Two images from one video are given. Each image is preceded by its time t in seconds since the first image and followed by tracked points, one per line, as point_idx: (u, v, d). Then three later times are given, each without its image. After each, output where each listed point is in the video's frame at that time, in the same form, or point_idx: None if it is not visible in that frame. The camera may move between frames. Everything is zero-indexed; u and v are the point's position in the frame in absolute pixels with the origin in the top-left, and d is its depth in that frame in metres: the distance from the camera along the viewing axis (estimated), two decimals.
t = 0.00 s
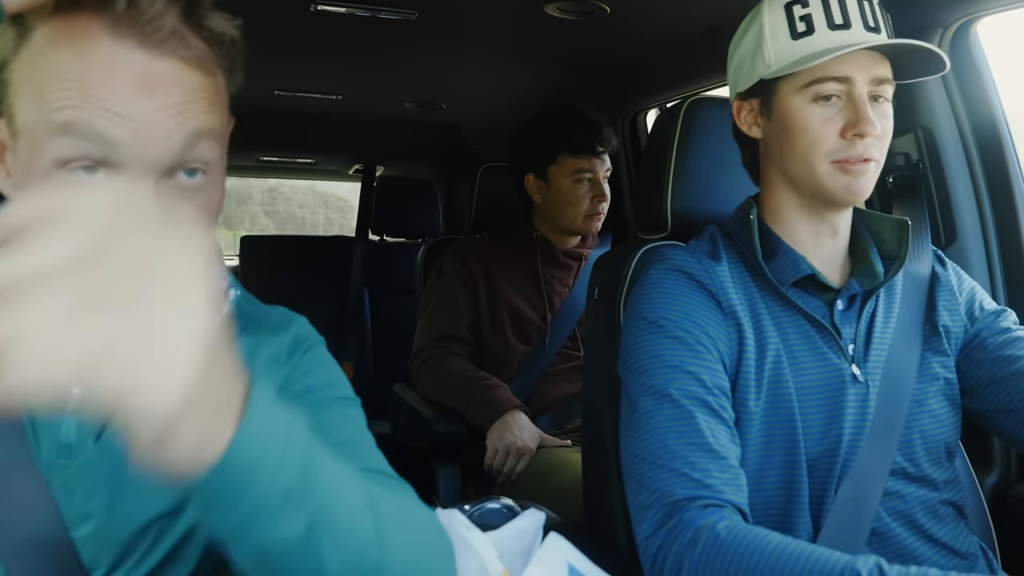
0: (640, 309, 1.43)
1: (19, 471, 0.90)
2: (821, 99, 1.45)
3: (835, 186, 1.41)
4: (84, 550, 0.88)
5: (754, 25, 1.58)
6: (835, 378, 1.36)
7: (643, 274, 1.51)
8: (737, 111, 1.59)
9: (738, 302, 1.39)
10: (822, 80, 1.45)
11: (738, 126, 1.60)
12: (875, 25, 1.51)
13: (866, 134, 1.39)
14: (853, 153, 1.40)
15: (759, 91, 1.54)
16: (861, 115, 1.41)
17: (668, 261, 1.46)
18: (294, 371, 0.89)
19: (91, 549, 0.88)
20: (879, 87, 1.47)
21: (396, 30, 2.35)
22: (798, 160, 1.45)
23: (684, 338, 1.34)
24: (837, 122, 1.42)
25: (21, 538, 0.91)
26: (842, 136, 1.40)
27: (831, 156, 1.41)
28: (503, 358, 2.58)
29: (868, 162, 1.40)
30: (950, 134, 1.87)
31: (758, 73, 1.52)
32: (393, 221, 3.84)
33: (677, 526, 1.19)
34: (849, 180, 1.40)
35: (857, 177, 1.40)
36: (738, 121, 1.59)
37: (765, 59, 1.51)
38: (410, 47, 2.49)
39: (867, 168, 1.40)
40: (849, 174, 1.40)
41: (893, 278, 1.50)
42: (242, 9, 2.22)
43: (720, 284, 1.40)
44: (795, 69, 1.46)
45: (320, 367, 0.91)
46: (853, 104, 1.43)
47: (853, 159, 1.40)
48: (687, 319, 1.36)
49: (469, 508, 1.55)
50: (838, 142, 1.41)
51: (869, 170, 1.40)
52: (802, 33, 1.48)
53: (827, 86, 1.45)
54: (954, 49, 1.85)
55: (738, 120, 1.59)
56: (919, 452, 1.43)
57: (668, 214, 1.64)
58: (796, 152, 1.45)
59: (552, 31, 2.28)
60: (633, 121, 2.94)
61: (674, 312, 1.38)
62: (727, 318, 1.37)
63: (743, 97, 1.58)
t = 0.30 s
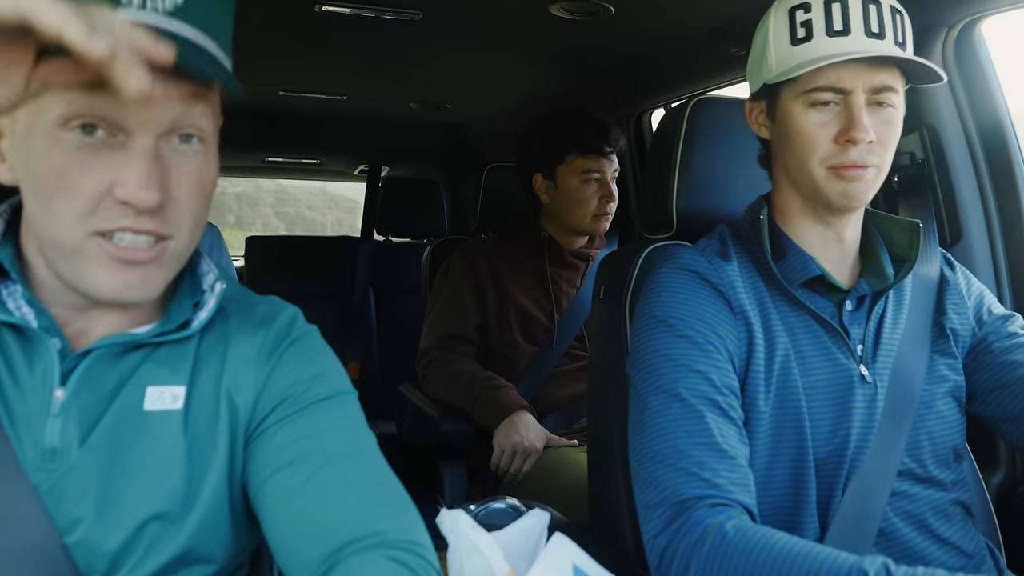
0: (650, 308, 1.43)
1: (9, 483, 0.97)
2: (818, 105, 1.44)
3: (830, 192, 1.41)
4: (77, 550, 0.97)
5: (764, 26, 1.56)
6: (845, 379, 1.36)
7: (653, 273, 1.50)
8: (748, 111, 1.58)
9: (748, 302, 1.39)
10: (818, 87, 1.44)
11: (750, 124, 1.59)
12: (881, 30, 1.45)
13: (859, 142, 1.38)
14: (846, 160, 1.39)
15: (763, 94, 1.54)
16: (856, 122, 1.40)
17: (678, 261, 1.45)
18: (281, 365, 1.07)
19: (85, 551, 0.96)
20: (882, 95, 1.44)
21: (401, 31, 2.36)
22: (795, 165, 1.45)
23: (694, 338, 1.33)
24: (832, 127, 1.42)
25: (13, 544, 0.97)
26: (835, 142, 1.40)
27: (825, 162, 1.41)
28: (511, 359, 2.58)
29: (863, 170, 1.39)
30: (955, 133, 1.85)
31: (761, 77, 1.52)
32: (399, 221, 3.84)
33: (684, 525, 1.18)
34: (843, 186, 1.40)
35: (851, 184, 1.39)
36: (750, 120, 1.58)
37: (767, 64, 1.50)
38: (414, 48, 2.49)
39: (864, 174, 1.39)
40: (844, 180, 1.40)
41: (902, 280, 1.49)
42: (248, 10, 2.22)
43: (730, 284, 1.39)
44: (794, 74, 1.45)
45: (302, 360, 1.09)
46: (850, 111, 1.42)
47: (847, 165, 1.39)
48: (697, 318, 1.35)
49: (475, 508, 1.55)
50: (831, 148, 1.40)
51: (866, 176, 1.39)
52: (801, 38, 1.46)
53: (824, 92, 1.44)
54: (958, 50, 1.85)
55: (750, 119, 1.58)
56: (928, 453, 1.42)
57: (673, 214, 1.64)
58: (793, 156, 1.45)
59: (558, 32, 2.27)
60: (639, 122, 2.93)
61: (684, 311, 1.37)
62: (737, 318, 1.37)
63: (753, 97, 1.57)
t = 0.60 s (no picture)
0: (655, 307, 1.43)
1: (12, 480, 0.97)
2: (826, 105, 1.44)
3: (837, 193, 1.41)
4: (80, 548, 0.97)
5: (774, 25, 1.56)
6: (849, 378, 1.36)
7: (658, 272, 1.50)
8: (757, 110, 1.58)
9: (753, 301, 1.39)
10: (825, 88, 1.44)
11: (758, 123, 1.59)
12: (890, 31, 1.45)
13: (865, 142, 1.38)
14: (853, 160, 1.39)
15: (772, 94, 1.54)
16: (863, 123, 1.40)
17: (683, 260, 1.45)
18: (288, 366, 1.07)
19: (88, 548, 0.96)
20: (891, 95, 1.44)
21: (405, 31, 2.36)
22: (802, 165, 1.45)
23: (698, 337, 1.33)
24: (839, 128, 1.42)
25: (18, 542, 0.97)
26: (842, 142, 1.40)
27: (832, 162, 1.41)
28: (515, 359, 2.58)
29: (869, 170, 1.39)
30: (959, 133, 1.85)
31: (770, 77, 1.52)
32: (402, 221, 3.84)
33: (687, 525, 1.19)
34: (849, 187, 1.40)
35: (857, 184, 1.40)
36: (758, 119, 1.58)
37: (776, 63, 1.51)
38: (418, 48, 2.49)
39: (871, 174, 1.39)
40: (850, 181, 1.40)
41: (907, 280, 1.49)
42: (253, 10, 2.22)
43: (735, 283, 1.39)
44: (802, 74, 1.45)
45: (310, 361, 1.09)
46: (858, 111, 1.42)
47: (854, 166, 1.39)
48: (701, 317, 1.36)
49: (479, 508, 1.55)
50: (837, 149, 1.41)
51: (873, 176, 1.39)
52: (811, 38, 1.46)
53: (832, 92, 1.44)
54: (962, 49, 1.85)
55: (758, 117, 1.59)
56: (932, 452, 1.42)
57: (677, 213, 1.64)
58: (800, 157, 1.45)
59: (563, 32, 2.28)
60: (642, 122, 2.94)
61: (689, 310, 1.37)
62: (742, 318, 1.37)
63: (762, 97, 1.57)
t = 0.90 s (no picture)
0: (657, 309, 1.43)
1: (13, 479, 0.97)
2: (824, 107, 1.44)
3: (837, 194, 1.41)
4: (83, 548, 0.97)
5: (767, 27, 1.56)
6: (851, 380, 1.36)
7: (660, 273, 1.50)
8: (754, 114, 1.58)
9: (755, 303, 1.39)
10: (822, 89, 1.44)
11: (756, 127, 1.59)
12: (885, 29, 1.45)
13: (864, 143, 1.38)
14: (852, 161, 1.39)
15: (768, 96, 1.54)
16: (860, 123, 1.39)
17: (685, 261, 1.46)
18: (292, 367, 1.08)
19: (91, 547, 0.97)
20: (887, 93, 1.43)
21: (409, 29, 2.36)
22: (802, 167, 1.45)
23: (700, 338, 1.33)
24: (837, 129, 1.41)
25: (19, 541, 0.97)
26: (841, 143, 1.40)
27: (831, 164, 1.41)
28: (518, 359, 2.58)
29: (869, 171, 1.39)
30: (963, 134, 1.85)
31: (765, 79, 1.52)
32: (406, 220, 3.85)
33: (688, 526, 1.19)
34: (849, 188, 1.40)
35: (857, 185, 1.39)
36: (755, 122, 1.58)
37: (771, 66, 1.50)
38: (422, 47, 2.49)
39: (871, 175, 1.39)
40: (850, 182, 1.40)
41: (910, 283, 1.49)
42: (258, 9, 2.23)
43: (737, 284, 1.40)
44: (798, 76, 1.45)
45: (314, 362, 1.10)
46: (856, 111, 1.41)
47: (854, 167, 1.39)
48: (704, 318, 1.36)
49: (482, 508, 1.55)
50: (836, 150, 1.40)
51: (874, 176, 1.39)
52: (805, 40, 1.45)
53: (829, 93, 1.44)
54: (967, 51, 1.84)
55: (755, 121, 1.58)
56: (934, 455, 1.42)
57: (681, 215, 1.64)
58: (799, 159, 1.45)
59: (566, 31, 2.28)
60: (646, 122, 2.93)
61: (691, 311, 1.37)
62: (744, 319, 1.37)
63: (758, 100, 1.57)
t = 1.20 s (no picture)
0: (659, 310, 1.43)
1: (14, 480, 0.97)
2: (848, 98, 1.44)
3: (861, 189, 1.40)
4: (84, 547, 0.97)
5: (774, 27, 1.56)
6: (854, 382, 1.36)
7: (662, 275, 1.50)
8: (759, 115, 1.58)
9: (757, 304, 1.39)
10: (846, 81, 1.44)
11: (761, 129, 1.59)
12: (896, 25, 1.49)
13: (892, 133, 1.38)
14: (878, 154, 1.39)
15: (781, 95, 1.53)
16: (887, 114, 1.40)
17: (688, 262, 1.46)
18: (294, 366, 1.08)
19: (92, 547, 0.97)
20: (903, 84, 1.47)
21: (412, 30, 2.36)
22: (822, 163, 1.43)
23: (702, 339, 1.33)
24: (863, 121, 1.41)
25: (22, 541, 0.97)
26: (868, 135, 1.40)
27: (858, 157, 1.40)
28: (520, 359, 2.58)
29: (894, 163, 1.39)
30: (966, 135, 1.85)
31: (780, 76, 1.51)
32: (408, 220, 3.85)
33: (690, 526, 1.19)
34: (877, 180, 1.39)
35: (885, 176, 1.39)
36: (761, 124, 1.58)
37: (786, 62, 1.50)
38: (425, 47, 2.50)
39: (896, 166, 1.39)
40: (875, 175, 1.39)
41: (912, 283, 1.49)
42: (261, 8, 2.23)
43: (739, 285, 1.40)
44: (820, 71, 1.45)
45: (318, 362, 1.10)
46: (878, 102, 1.43)
47: (879, 159, 1.39)
48: (707, 319, 1.36)
49: (483, 508, 1.55)
50: (863, 142, 1.40)
51: (897, 169, 1.39)
52: (824, 34, 1.46)
53: (851, 85, 1.44)
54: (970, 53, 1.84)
55: (761, 123, 1.58)
56: (935, 456, 1.42)
57: (684, 215, 1.64)
58: (822, 154, 1.43)
59: (569, 32, 2.28)
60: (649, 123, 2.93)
61: (694, 312, 1.37)
62: (746, 320, 1.37)
63: (765, 102, 1.57)
